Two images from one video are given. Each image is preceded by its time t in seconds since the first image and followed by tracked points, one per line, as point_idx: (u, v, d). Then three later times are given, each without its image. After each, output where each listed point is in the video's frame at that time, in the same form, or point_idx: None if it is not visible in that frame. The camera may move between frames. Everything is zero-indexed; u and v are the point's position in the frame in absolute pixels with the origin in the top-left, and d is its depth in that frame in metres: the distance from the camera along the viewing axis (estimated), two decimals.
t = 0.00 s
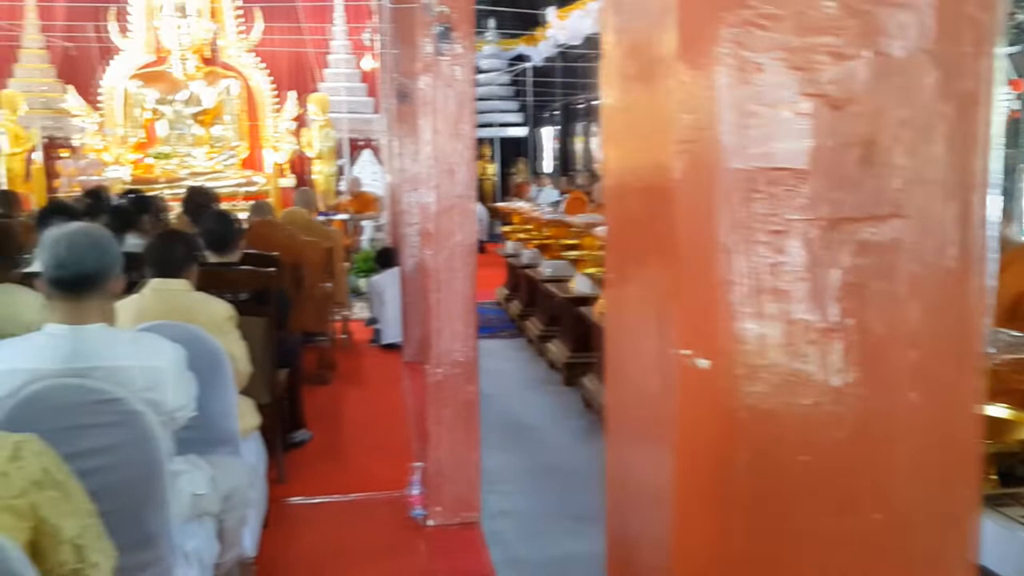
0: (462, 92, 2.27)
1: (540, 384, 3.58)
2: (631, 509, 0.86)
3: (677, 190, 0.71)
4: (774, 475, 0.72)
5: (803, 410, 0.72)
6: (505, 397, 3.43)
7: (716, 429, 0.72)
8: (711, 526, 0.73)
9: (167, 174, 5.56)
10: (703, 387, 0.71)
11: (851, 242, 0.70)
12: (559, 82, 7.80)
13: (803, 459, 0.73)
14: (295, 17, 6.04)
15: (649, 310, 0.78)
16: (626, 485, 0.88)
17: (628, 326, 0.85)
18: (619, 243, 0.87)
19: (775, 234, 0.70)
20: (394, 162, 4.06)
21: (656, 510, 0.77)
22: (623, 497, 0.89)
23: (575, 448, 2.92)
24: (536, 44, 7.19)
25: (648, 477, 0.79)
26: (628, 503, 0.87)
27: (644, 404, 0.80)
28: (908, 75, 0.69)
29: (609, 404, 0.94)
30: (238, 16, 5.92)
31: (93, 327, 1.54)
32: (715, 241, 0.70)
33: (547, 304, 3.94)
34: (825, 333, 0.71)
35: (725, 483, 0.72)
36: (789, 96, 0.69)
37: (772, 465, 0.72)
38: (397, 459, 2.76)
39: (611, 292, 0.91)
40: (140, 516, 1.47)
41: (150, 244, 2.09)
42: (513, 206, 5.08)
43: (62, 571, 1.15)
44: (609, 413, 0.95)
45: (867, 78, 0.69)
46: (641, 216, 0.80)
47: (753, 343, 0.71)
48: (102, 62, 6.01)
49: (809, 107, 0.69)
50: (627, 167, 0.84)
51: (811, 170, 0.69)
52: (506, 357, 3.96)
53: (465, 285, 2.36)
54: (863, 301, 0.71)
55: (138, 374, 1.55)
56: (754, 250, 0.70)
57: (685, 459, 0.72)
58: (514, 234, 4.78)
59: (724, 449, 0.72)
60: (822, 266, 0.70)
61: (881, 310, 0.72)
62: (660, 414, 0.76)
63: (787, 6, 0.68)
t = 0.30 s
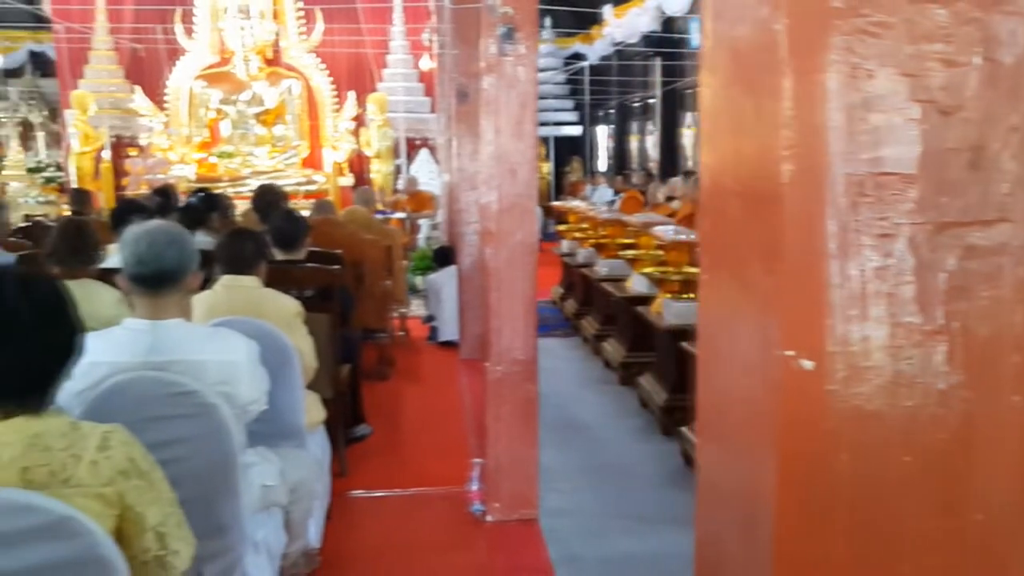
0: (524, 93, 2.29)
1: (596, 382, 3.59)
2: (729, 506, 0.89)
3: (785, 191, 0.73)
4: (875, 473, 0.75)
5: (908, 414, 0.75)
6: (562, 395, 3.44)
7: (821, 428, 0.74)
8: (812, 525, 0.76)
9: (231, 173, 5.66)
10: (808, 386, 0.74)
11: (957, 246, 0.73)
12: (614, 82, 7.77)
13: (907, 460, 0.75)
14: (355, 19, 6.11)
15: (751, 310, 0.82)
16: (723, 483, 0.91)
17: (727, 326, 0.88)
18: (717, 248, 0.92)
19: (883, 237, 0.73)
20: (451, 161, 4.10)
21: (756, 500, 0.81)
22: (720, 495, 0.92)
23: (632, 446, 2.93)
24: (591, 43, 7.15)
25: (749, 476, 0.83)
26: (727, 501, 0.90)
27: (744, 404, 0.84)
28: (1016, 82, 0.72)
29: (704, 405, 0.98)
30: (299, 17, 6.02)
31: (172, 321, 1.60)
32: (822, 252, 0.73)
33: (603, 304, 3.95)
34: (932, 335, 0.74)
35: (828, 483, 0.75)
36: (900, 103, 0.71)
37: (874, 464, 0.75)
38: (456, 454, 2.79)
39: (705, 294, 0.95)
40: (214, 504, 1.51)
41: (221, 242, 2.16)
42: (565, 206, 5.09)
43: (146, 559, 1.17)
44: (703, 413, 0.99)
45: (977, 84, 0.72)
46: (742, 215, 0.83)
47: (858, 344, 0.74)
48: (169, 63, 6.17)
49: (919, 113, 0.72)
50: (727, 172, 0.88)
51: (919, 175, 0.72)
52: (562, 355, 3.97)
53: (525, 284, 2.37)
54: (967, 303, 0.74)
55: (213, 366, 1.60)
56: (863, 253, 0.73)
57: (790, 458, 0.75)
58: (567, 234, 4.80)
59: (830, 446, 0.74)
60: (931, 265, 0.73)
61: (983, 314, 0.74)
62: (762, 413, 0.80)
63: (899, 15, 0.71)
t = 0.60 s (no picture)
0: (574, 95, 2.30)
1: (642, 383, 3.59)
2: (809, 510, 0.92)
3: (870, 197, 0.77)
4: (951, 480, 0.75)
5: (987, 421, 0.74)
6: (608, 395, 3.46)
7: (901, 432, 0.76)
8: (891, 531, 0.78)
9: (281, 173, 5.77)
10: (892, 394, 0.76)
11: None
12: (659, 83, 7.75)
13: (986, 467, 0.75)
14: (402, 21, 6.18)
15: (836, 318, 0.84)
16: (801, 485, 0.95)
17: (811, 333, 0.91)
18: (800, 258, 0.94)
19: (966, 246, 0.73)
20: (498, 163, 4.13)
21: (836, 499, 0.84)
22: (799, 498, 0.96)
23: (679, 447, 2.93)
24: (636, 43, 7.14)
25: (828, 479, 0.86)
26: (806, 505, 0.93)
27: (825, 409, 0.88)
28: None
29: (784, 411, 1.01)
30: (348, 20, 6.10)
31: (234, 320, 1.65)
32: (907, 264, 0.75)
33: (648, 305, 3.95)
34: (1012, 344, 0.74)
35: (909, 489, 0.76)
36: (985, 116, 0.71)
37: (951, 470, 0.75)
38: (503, 453, 2.82)
39: (788, 302, 0.98)
40: (273, 499, 1.56)
41: (278, 242, 2.21)
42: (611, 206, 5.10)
43: (211, 550, 1.22)
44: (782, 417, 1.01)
45: None
46: (826, 221, 0.87)
47: (940, 350, 0.74)
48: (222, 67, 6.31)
49: (1003, 126, 0.71)
50: (810, 183, 0.92)
51: (1003, 187, 0.72)
52: (607, 355, 3.98)
53: (574, 284, 2.38)
54: None
55: (275, 364, 1.64)
56: (947, 263, 0.73)
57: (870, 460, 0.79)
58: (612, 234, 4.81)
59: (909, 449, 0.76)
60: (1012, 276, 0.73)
61: None
62: (848, 422, 0.82)
63: (986, 30, 0.71)
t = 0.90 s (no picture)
0: (614, 94, 2.30)
1: (678, 382, 3.58)
2: (870, 511, 0.92)
3: (933, 195, 0.77)
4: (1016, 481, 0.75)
5: None
6: (644, 394, 3.45)
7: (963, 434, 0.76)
8: (952, 532, 0.78)
9: (320, 173, 5.82)
10: (954, 393, 0.77)
11: None
12: (696, 81, 7.71)
13: None
14: (439, 21, 6.21)
15: (897, 318, 0.84)
16: (857, 487, 0.95)
17: (868, 334, 0.92)
18: (857, 260, 0.95)
19: None
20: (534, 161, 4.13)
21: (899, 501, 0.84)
22: (856, 499, 0.96)
23: (717, 446, 2.92)
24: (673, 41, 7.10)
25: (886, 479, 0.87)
26: (864, 506, 0.94)
27: (886, 410, 0.88)
28: None
29: (839, 413, 1.01)
30: (387, 20, 6.15)
31: (279, 316, 1.67)
32: (970, 264, 0.74)
33: (684, 304, 3.94)
34: None
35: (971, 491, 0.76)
36: None
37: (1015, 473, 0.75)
38: (540, 451, 2.82)
39: (843, 304, 0.99)
40: (317, 494, 1.59)
41: (319, 240, 2.24)
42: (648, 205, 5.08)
43: (257, 543, 1.24)
44: (838, 420, 1.02)
45: None
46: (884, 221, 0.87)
47: (1002, 350, 0.74)
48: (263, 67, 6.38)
49: None
50: (868, 184, 0.92)
51: None
52: (644, 355, 3.98)
53: (612, 283, 2.38)
54: None
55: (319, 360, 1.66)
56: (1012, 262, 0.73)
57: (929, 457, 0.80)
58: (649, 234, 4.80)
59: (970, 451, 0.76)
60: None
61: None
62: (910, 421, 0.82)
63: None
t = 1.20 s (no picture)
0: (652, 94, 2.29)
1: (714, 383, 3.56)
2: (925, 512, 0.98)
3: (996, 203, 0.82)
4: None
5: None
6: (680, 394, 3.44)
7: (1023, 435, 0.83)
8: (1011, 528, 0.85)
9: (357, 173, 5.87)
10: (1012, 396, 0.83)
11: None
12: (733, 80, 7.66)
13: None
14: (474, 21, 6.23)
15: (953, 325, 0.90)
16: (912, 487, 1.01)
17: (921, 340, 0.98)
18: (909, 270, 1.01)
19: None
20: (570, 161, 4.13)
21: (956, 501, 0.90)
22: (910, 501, 1.02)
23: (754, 448, 2.90)
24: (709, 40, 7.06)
25: (943, 477, 0.93)
26: (919, 507, 1.00)
27: (941, 415, 0.94)
28: None
29: (890, 415, 1.07)
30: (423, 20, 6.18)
31: (320, 315, 1.69)
32: None
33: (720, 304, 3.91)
34: None
35: None
36: None
37: None
38: (575, 451, 2.82)
39: (894, 310, 1.05)
40: (355, 491, 1.60)
41: (358, 239, 2.26)
42: (684, 204, 5.06)
43: (300, 537, 1.25)
44: (888, 426, 1.08)
45: None
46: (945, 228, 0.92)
47: None
48: (301, 67, 6.44)
49: None
50: (929, 188, 0.96)
51: None
52: (679, 355, 3.96)
53: (649, 283, 2.37)
54: None
55: (358, 358, 1.68)
56: None
57: (987, 460, 0.86)
58: (684, 234, 4.78)
59: None
60: None
61: None
62: (966, 425, 0.89)
63: None
